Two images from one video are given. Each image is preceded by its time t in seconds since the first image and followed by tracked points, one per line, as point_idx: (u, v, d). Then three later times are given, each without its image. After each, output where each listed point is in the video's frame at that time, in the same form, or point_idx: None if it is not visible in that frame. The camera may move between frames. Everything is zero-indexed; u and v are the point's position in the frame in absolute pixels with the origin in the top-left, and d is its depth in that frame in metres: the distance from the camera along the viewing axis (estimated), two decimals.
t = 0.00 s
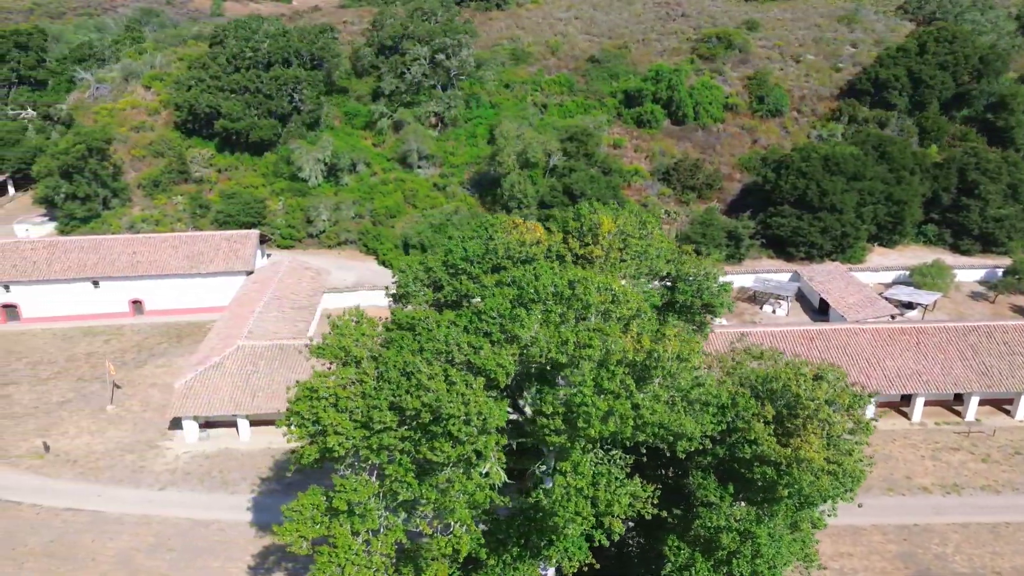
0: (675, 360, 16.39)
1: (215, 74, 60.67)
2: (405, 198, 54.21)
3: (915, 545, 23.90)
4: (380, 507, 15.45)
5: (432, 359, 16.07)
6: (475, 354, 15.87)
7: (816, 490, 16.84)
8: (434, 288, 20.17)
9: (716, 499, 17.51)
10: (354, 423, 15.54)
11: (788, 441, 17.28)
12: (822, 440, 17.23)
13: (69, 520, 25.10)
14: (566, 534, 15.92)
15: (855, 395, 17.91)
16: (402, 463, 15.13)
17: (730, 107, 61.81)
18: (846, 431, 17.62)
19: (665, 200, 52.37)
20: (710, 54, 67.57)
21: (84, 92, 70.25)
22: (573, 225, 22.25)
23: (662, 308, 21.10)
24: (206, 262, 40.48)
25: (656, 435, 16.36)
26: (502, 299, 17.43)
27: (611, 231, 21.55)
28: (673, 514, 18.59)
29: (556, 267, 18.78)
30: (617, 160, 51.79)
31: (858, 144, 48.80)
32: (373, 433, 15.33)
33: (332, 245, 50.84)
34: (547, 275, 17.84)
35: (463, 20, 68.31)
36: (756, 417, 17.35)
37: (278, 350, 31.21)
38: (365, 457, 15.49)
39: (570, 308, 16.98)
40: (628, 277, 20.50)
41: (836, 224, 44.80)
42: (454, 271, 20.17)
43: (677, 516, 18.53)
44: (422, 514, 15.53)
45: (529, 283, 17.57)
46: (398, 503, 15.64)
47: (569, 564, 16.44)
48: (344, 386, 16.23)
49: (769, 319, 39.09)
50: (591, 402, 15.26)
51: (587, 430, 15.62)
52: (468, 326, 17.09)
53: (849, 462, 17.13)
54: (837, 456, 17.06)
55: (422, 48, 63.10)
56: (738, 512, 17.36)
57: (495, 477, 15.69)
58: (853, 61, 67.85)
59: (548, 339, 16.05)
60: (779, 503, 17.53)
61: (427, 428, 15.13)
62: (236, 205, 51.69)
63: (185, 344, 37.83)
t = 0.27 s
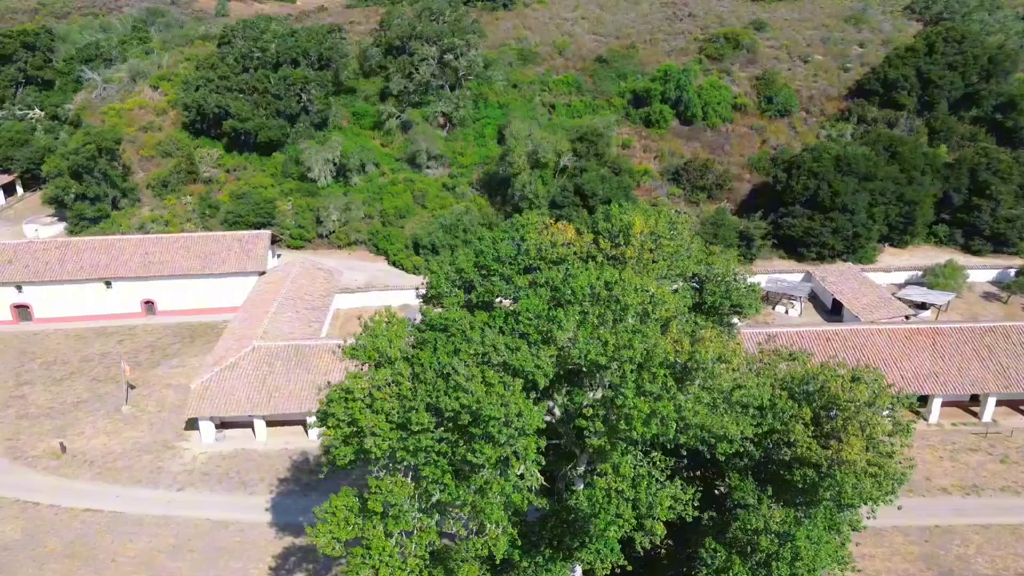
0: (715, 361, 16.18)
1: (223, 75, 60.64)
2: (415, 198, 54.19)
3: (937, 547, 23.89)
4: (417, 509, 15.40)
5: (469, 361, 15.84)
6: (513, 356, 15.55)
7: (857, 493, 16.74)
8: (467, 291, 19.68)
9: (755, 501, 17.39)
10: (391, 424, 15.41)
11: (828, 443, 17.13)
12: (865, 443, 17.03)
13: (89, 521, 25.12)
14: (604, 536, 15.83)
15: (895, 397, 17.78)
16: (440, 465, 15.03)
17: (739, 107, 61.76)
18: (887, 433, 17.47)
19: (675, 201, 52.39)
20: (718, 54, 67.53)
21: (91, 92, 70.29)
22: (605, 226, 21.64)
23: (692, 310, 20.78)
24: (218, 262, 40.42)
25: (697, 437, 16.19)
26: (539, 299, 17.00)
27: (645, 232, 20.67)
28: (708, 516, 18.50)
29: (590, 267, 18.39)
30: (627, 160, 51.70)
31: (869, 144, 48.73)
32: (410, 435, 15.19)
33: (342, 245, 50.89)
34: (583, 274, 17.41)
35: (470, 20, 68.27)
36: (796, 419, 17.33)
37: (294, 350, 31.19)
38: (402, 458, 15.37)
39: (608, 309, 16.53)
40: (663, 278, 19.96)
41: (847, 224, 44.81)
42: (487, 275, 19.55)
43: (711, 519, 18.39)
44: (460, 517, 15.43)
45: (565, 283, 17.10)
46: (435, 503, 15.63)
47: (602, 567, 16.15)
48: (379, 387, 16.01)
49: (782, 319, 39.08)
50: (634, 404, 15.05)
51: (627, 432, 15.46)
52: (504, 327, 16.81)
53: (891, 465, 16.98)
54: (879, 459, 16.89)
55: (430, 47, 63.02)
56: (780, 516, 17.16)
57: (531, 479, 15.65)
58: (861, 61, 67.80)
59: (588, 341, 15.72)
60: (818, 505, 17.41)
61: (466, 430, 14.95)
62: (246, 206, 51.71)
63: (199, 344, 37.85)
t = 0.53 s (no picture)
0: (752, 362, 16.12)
1: (231, 74, 60.59)
2: (424, 198, 54.18)
3: (959, 548, 23.83)
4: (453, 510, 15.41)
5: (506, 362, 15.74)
6: (552, 357, 15.39)
7: (898, 494, 16.64)
8: (501, 292, 18.63)
9: (794, 503, 17.26)
10: (428, 425, 15.40)
11: (868, 443, 17.07)
12: (906, 444, 16.91)
13: (108, 521, 25.08)
14: (641, 538, 15.75)
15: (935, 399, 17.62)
16: (475, 467, 15.05)
17: (747, 107, 61.72)
18: (927, 435, 17.33)
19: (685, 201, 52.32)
20: (726, 54, 67.48)
21: (98, 92, 70.30)
22: (636, 227, 21.44)
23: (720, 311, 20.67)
24: (231, 262, 40.39)
25: (738, 438, 16.07)
26: (577, 299, 16.83)
27: (677, 233, 20.53)
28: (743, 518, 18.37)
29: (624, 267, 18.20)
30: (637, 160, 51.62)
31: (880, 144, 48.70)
32: (448, 436, 15.14)
33: (352, 245, 50.90)
34: (619, 274, 17.19)
35: (478, 20, 68.25)
36: (835, 421, 17.23)
37: (311, 351, 31.20)
38: (439, 460, 15.37)
39: (644, 310, 16.29)
40: (697, 278, 19.57)
41: (859, 225, 44.81)
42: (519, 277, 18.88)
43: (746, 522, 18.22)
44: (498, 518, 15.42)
45: (601, 284, 16.94)
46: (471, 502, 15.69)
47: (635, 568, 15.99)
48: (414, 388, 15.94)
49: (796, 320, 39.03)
50: (678, 406, 14.95)
51: (670, 434, 15.41)
52: (539, 328, 16.66)
53: (932, 466, 16.87)
54: (920, 460, 16.76)
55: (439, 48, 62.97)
56: (822, 517, 17.05)
57: (570, 481, 15.54)
58: (869, 61, 67.77)
59: (628, 342, 15.60)
60: (856, 507, 17.30)
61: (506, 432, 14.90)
62: (255, 206, 51.70)
63: (212, 344, 37.82)
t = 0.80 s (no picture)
0: (789, 363, 16.14)
1: (240, 75, 60.58)
2: (434, 198, 54.16)
3: (982, 549, 23.78)
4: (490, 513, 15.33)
5: (543, 363, 15.65)
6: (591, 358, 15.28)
7: (938, 495, 16.56)
8: (531, 293, 18.42)
9: (833, 505, 17.14)
10: (465, 427, 15.35)
11: (908, 445, 16.96)
12: (947, 446, 16.80)
13: (127, 522, 25.04)
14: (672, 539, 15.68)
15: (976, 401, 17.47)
16: (513, 469, 15.01)
17: (756, 107, 61.67)
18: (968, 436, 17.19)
19: (695, 201, 52.24)
20: (734, 54, 67.41)
21: (106, 93, 70.33)
22: (668, 228, 21.00)
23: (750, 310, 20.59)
24: (244, 263, 40.39)
25: (777, 440, 16.04)
26: (614, 300, 16.67)
27: (708, 234, 20.35)
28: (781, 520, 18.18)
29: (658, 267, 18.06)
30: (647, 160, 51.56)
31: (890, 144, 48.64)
32: (487, 438, 15.12)
33: (363, 246, 50.89)
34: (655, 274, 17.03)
35: (486, 20, 68.23)
36: (875, 423, 17.11)
37: (327, 351, 31.23)
38: (477, 461, 15.36)
39: (682, 311, 16.09)
40: (732, 279, 19.34)
41: (872, 225, 44.75)
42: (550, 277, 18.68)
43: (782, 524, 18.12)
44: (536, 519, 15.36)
45: (638, 285, 16.79)
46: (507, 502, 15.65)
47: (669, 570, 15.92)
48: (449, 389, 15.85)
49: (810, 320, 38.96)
50: (720, 409, 14.90)
51: (711, 436, 15.37)
52: (575, 329, 16.52)
53: (973, 468, 16.76)
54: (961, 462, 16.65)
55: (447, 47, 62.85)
56: (864, 521, 16.84)
57: (608, 483, 15.49)
58: (877, 61, 67.71)
59: (668, 345, 15.48)
60: (895, 509, 17.20)
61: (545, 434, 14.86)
62: (265, 206, 51.69)
63: (225, 345, 37.81)
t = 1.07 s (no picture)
0: (833, 365, 16.12)
1: (249, 75, 60.55)
2: (444, 198, 54.12)
3: (1005, 551, 23.71)
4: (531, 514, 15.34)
5: (582, 366, 15.64)
6: (632, 359, 15.25)
7: (980, 496, 16.52)
8: (564, 294, 18.50)
9: (874, 507, 17.00)
10: (503, 428, 15.28)
11: (950, 447, 16.89)
12: (989, 448, 16.72)
13: (147, 523, 25.00)
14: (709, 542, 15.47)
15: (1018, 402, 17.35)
16: (552, 470, 15.04)
17: (765, 107, 61.62)
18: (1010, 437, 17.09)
19: (706, 201, 52.15)
20: (743, 54, 67.33)
21: (113, 92, 70.38)
22: (699, 227, 21.44)
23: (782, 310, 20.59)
24: (257, 263, 40.37)
25: (818, 442, 16.08)
26: (652, 302, 16.56)
27: (743, 234, 20.78)
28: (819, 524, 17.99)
29: (693, 268, 18.01)
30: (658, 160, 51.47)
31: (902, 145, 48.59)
32: (527, 439, 15.14)
33: (373, 246, 50.84)
34: (692, 274, 16.98)
35: (494, 19, 68.16)
36: (915, 425, 17.05)
37: (343, 351, 31.20)
38: (515, 462, 15.38)
39: (722, 312, 15.99)
40: (767, 280, 19.32)
41: (884, 225, 44.71)
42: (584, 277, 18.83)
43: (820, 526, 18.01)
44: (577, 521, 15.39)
45: (677, 286, 16.63)
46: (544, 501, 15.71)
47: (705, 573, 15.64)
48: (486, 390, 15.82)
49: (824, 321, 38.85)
50: (764, 410, 14.97)
51: (756, 437, 15.50)
52: (613, 330, 16.47)
53: (1015, 469, 16.69)
54: (1003, 463, 16.58)
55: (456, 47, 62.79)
56: (905, 523, 16.79)
57: (648, 484, 15.51)
58: (886, 61, 67.66)
59: (709, 346, 15.46)
60: (936, 511, 17.11)
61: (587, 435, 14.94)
62: (276, 206, 51.67)
63: (239, 345, 37.78)
